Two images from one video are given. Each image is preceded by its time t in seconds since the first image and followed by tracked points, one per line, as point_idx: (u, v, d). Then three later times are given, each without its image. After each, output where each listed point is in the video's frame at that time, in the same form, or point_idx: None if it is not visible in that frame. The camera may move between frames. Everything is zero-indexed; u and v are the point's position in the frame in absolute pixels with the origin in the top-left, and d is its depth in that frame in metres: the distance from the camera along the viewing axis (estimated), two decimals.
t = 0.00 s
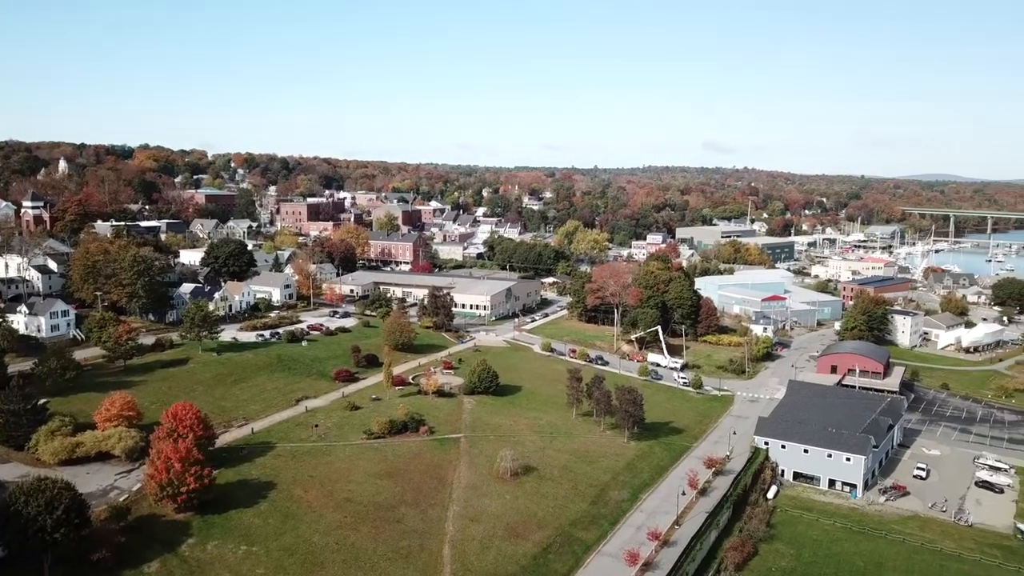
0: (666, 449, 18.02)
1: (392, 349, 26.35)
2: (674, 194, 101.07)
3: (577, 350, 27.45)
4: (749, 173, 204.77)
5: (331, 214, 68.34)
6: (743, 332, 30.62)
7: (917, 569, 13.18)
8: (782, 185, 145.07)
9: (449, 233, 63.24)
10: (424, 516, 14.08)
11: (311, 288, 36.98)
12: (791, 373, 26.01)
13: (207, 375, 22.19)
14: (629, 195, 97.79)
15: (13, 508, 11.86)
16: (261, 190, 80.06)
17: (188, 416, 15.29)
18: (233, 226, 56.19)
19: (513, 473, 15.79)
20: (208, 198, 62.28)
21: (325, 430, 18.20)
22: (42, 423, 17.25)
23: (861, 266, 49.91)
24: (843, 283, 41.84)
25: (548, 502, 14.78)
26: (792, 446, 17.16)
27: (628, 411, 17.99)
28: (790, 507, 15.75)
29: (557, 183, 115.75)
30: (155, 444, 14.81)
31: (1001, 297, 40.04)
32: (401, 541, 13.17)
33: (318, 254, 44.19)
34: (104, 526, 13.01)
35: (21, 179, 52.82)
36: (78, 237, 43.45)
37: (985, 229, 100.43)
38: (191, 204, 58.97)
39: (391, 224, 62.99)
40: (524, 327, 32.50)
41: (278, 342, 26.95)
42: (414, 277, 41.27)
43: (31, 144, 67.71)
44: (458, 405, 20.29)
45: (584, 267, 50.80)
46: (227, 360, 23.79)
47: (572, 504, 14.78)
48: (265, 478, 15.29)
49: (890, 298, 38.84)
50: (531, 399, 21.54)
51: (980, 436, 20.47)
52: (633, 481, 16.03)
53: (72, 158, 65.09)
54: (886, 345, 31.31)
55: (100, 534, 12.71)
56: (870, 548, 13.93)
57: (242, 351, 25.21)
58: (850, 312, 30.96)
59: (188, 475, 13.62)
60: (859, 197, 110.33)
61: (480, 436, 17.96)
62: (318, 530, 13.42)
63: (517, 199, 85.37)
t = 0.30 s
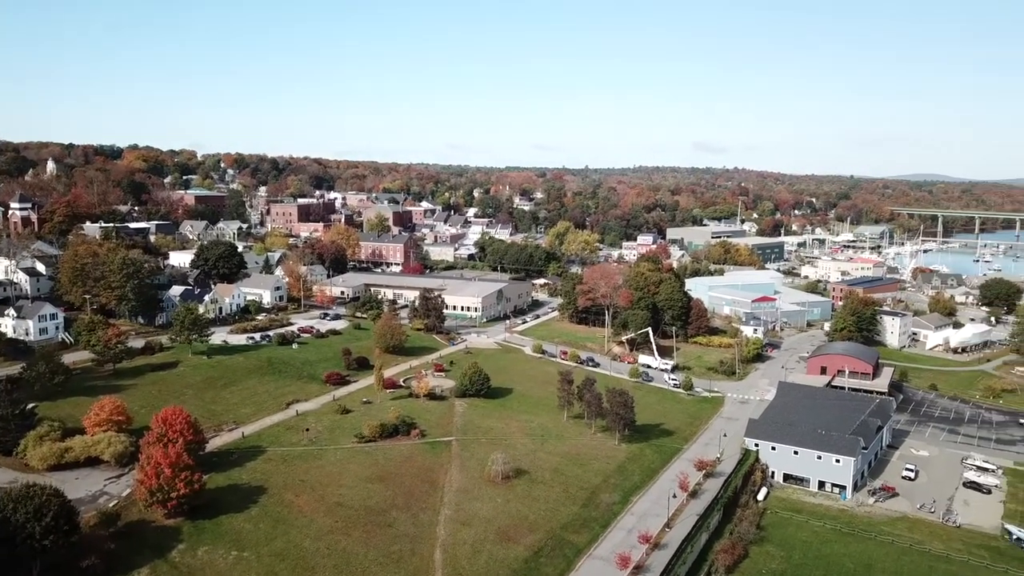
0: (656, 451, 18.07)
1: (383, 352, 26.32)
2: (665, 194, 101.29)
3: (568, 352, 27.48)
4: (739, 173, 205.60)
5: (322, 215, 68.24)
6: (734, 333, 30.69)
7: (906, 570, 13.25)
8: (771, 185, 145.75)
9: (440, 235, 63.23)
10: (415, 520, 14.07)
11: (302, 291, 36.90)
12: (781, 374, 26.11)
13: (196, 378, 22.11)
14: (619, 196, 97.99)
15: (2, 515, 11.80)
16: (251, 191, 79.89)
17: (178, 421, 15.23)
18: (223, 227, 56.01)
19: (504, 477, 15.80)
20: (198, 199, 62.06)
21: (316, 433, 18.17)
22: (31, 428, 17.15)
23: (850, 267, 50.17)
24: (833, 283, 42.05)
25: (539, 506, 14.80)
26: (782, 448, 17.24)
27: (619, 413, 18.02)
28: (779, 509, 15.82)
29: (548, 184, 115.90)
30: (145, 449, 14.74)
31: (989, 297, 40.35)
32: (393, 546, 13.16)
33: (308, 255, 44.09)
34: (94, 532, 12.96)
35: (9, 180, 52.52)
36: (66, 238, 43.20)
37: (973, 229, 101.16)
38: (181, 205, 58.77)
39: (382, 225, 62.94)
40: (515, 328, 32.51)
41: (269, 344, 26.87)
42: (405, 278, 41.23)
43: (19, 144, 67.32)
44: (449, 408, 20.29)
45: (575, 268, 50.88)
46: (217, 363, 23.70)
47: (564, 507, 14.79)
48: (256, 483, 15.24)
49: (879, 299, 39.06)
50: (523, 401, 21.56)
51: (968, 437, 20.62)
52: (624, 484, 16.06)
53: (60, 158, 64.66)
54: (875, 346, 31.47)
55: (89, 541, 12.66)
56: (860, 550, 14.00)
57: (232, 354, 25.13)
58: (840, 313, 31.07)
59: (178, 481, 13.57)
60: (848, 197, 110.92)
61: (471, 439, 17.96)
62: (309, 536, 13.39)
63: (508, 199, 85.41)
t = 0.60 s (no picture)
0: (647, 453, 18.12)
1: (373, 355, 26.27)
2: (655, 195, 101.54)
3: (558, 354, 27.50)
4: (728, 173, 206.41)
5: (312, 216, 68.09)
6: (724, 335, 30.79)
7: (894, 571, 13.33)
8: (760, 185, 146.57)
9: (431, 235, 63.16)
10: (406, 524, 14.06)
11: (292, 293, 36.79)
12: (771, 375, 26.22)
13: (186, 382, 22.02)
14: (610, 196, 98.18)
15: None
16: (240, 192, 79.62)
17: (167, 425, 15.17)
18: (212, 229, 55.78)
19: (494, 480, 15.82)
20: (187, 200, 61.79)
21: (306, 437, 18.13)
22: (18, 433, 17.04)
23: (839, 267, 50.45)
24: (821, 284, 42.26)
25: (529, 509, 14.83)
26: (771, 450, 17.32)
27: (609, 416, 18.06)
28: (769, 510, 15.88)
29: (537, 184, 115.99)
30: (134, 454, 14.68)
31: (976, 297, 40.63)
32: (383, 550, 13.15)
33: (298, 257, 43.95)
34: (83, 539, 12.90)
35: None
36: (54, 240, 42.91)
37: (960, 229, 101.90)
38: (170, 207, 58.49)
39: (372, 227, 62.84)
40: (506, 330, 32.52)
41: (259, 347, 26.77)
42: (395, 280, 41.17)
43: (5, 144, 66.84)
44: (439, 411, 20.29)
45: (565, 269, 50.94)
46: (206, 366, 23.60)
47: (554, 510, 14.82)
48: (246, 488, 15.19)
49: (868, 299, 39.27)
50: (513, 404, 21.58)
51: (956, 437, 20.77)
52: (614, 487, 16.09)
53: (47, 158, 64.24)
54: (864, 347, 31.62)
55: (77, 549, 12.58)
56: (849, 552, 14.08)
57: (221, 357, 25.02)
58: (829, 315, 31.13)
59: (167, 486, 13.47)
60: (836, 198, 111.49)
61: (461, 442, 17.97)
62: (299, 540, 13.36)
63: (498, 199, 85.44)
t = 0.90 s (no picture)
0: (636, 455, 18.18)
1: (362, 358, 26.21)
2: (644, 195, 101.74)
3: (548, 355, 27.53)
4: (717, 172, 207.03)
5: (301, 217, 67.84)
6: (713, 336, 30.87)
7: (882, 572, 13.42)
8: (749, 185, 147.19)
9: (420, 236, 63.05)
10: (396, 528, 14.05)
11: (281, 295, 36.66)
12: (760, 376, 26.32)
13: (174, 386, 21.91)
14: (599, 197, 98.30)
15: None
16: (229, 192, 79.24)
17: (156, 430, 15.12)
18: (200, 230, 55.50)
19: (484, 483, 15.82)
20: (175, 201, 61.43)
21: (295, 441, 18.07)
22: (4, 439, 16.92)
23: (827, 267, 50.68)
24: (809, 285, 42.47)
25: (519, 512, 14.83)
26: (761, 451, 17.39)
27: (599, 418, 18.09)
28: (758, 512, 15.96)
29: (527, 184, 116.03)
30: (122, 459, 14.62)
31: (962, 297, 40.92)
32: (374, 555, 13.14)
33: (287, 259, 43.80)
34: (71, 546, 12.83)
35: None
36: (40, 242, 42.59)
37: (947, 229, 102.62)
38: (157, 208, 58.15)
39: (362, 228, 62.70)
40: (495, 332, 32.50)
41: (247, 350, 26.67)
42: (385, 282, 41.09)
43: None
44: (429, 414, 20.27)
45: (555, 270, 50.96)
46: (195, 370, 23.49)
47: (544, 513, 14.84)
48: (235, 493, 15.14)
49: (855, 300, 39.50)
50: (503, 406, 21.58)
51: (942, 437, 20.92)
52: (604, 489, 16.12)
53: (34, 159, 63.75)
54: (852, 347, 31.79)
55: (65, 556, 12.52)
56: (837, 552, 14.16)
57: (210, 361, 24.90)
58: (817, 315, 31.29)
59: (155, 492, 13.42)
60: (824, 198, 112.03)
61: (451, 445, 17.96)
62: (288, 546, 13.33)
63: (488, 199, 85.40)
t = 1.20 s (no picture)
0: (625, 457, 18.24)
1: (351, 360, 26.16)
2: (631, 195, 101.99)
3: (537, 357, 27.55)
4: (704, 172, 207.77)
5: (288, 217, 67.58)
6: (700, 336, 30.98)
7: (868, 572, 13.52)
8: (736, 185, 147.90)
9: (409, 237, 62.95)
10: (384, 532, 14.03)
11: (268, 297, 36.52)
12: (747, 377, 26.42)
13: (161, 390, 21.79)
14: (587, 197, 98.50)
15: None
16: (216, 193, 78.85)
17: (143, 436, 15.03)
18: (187, 231, 55.20)
19: (473, 486, 15.83)
20: (161, 202, 61.05)
21: (283, 445, 18.01)
22: None
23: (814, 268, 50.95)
24: (796, 285, 42.68)
25: (508, 515, 14.84)
26: (748, 453, 17.47)
27: (588, 420, 18.12)
28: (746, 513, 16.04)
29: (516, 184, 116.10)
30: (108, 465, 14.53)
31: (947, 297, 41.23)
32: (362, 559, 13.12)
33: (275, 261, 43.64)
34: (57, 553, 12.75)
35: None
36: (25, 244, 42.24)
37: (932, 228, 103.37)
38: (144, 209, 57.77)
39: (350, 229, 62.53)
40: (484, 333, 32.51)
41: (235, 353, 26.56)
42: (373, 283, 41.01)
43: None
44: (418, 417, 20.25)
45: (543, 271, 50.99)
46: (182, 373, 23.38)
47: (533, 516, 14.86)
48: (222, 498, 15.08)
49: (842, 300, 39.73)
50: (491, 409, 21.58)
51: (928, 438, 21.09)
52: (593, 491, 16.17)
53: (18, 159, 63.19)
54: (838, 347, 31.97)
55: (50, 564, 12.43)
56: (824, 553, 14.25)
57: (198, 364, 24.80)
58: (804, 316, 31.44)
59: (142, 498, 13.36)
60: (811, 198, 112.64)
61: (440, 449, 17.95)
62: (276, 551, 13.29)
63: (476, 200, 85.38)
